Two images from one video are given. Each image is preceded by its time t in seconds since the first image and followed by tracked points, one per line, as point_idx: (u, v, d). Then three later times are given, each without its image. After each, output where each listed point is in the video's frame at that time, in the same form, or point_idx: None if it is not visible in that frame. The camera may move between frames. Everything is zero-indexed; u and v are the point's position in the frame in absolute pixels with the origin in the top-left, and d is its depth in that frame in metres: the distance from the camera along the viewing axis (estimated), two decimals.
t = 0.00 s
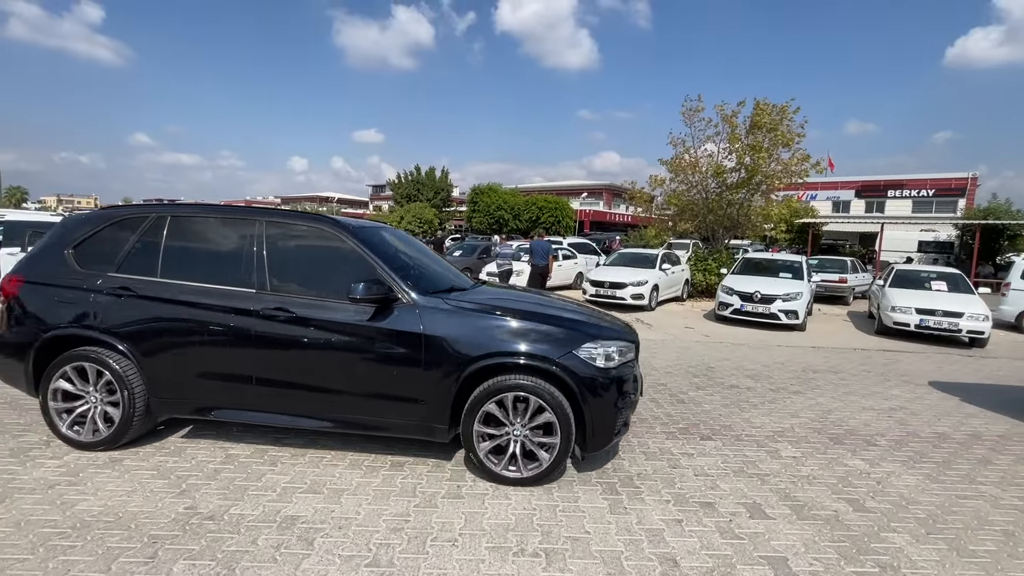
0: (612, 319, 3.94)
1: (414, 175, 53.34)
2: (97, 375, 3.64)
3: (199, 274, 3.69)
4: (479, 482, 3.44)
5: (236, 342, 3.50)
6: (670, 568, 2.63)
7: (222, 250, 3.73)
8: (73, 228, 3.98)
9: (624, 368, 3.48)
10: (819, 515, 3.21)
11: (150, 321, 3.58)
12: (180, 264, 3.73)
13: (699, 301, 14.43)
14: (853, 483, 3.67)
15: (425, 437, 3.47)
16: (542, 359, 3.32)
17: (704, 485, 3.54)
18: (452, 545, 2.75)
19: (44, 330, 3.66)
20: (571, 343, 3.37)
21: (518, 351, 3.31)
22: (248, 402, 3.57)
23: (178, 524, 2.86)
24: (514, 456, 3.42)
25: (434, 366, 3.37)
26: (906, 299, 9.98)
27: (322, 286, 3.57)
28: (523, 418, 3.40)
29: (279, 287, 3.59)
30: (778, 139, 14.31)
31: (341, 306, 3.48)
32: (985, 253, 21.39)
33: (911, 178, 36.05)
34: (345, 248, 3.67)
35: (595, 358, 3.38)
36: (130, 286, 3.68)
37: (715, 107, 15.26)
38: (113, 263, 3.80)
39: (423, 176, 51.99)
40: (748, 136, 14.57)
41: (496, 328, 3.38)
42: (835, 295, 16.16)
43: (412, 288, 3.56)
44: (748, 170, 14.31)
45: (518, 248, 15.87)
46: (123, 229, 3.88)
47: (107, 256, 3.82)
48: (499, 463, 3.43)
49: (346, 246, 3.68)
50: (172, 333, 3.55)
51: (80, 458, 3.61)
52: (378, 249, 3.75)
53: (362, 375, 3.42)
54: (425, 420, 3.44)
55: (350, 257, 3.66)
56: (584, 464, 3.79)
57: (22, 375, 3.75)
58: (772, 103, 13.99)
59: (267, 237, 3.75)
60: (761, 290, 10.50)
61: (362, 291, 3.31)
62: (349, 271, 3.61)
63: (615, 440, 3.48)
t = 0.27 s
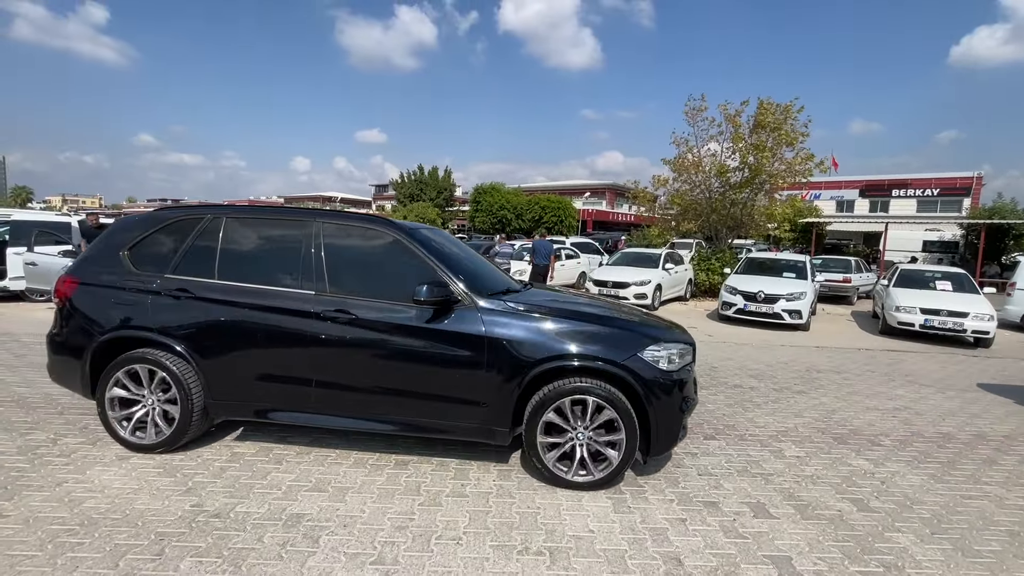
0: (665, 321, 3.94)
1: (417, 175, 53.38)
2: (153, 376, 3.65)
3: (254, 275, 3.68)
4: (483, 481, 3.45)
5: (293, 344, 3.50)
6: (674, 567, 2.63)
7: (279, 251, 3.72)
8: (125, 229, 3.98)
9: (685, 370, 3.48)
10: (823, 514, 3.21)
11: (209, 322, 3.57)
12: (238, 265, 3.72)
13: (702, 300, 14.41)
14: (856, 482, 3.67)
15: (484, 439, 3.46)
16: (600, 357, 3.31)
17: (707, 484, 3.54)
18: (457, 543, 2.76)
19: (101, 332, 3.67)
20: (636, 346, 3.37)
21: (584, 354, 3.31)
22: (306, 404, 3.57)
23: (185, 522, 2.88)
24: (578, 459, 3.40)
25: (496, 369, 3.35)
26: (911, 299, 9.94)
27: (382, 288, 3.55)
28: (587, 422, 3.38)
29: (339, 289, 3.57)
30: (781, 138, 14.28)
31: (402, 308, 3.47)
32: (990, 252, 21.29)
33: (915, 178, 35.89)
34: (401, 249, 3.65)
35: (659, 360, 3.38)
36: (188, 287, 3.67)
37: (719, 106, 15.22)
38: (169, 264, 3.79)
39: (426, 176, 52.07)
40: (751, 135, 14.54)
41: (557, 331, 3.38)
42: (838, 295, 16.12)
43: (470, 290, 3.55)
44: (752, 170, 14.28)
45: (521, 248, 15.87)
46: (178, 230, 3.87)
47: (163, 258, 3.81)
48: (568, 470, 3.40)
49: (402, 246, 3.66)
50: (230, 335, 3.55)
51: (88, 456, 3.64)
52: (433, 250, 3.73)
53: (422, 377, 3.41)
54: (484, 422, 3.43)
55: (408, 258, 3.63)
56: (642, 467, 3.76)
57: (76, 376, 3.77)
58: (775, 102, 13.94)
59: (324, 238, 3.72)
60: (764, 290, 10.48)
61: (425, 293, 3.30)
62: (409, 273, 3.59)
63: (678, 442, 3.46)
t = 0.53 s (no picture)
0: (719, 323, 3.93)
1: (417, 173, 53.33)
2: (209, 379, 3.64)
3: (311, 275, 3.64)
4: (485, 479, 3.46)
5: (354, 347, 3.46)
6: (676, 565, 2.64)
7: (337, 252, 3.68)
8: (178, 230, 3.96)
9: (749, 371, 3.46)
10: (824, 512, 3.22)
11: (267, 324, 3.54)
12: (295, 267, 3.68)
13: (702, 298, 14.41)
14: (857, 480, 3.67)
15: (547, 441, 3.43)
16: (668, 360, 3.29)
17: (708, 482, 3.55)
18: (459, 541, 2.77)
19: (157, 335, 3.65)
20: (704, 348, 3.35)
21: (652, 357, 3.29)
22: (367, 407, 3.54)
23: (188, 520, 2.89)
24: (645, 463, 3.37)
25: (562, 372, 3.33)
26: (912, 297, 9.94)
27: (443, 289, 3.52)
28: (653, 423, 3.36)
29: (400, 291, 3.54)
30: (782, 136, 14.25)
31: (466, 310, 3.44)
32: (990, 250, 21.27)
33: (916, 175, 35.82)
34: (461, 251, 3.63)
35: (726, 361, 3.36)
36: (245, 289, 3.63)
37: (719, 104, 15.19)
38: (224, 265, 3.76)
39: (426, 174, 52.05)
40: (752, 133, 14.51)
41: (624, 333, 3.36)
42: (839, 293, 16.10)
43: (533, 292, 3.53)
44: (752, 168, 14.26)
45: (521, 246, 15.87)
46: (233, 232, 3.84)
47: (219, 260, 3.78)
48: (637, 474, 3.36)
49: (463, 248, 3.64)
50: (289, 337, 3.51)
51: (91, 454, 3.65)
52: (492, 251, 3.70)
53: (486, 380, 3.38)
54: (549, 425, 3.40)
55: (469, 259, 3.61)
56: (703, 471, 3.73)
57: (129, 380, 3.74)
58: (776, 100, 13.91)
59: (382, 239, 3.69)
60: (765, 289, 10.48)
61: (493, 295, 3.28)
62: (470, 274, 3.56)
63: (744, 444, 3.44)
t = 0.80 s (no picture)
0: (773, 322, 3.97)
1: (415, 170, 53.20)
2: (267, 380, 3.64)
3: (369, 275, 3.62)
4: (484, 475, 3.49)
5: (418, 348, 3.45)
6: (672, 559, 2.67)
7: (395, 251, 3.66)
8: (233, 229, 3.94)
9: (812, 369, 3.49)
10: (818, 506, 3.25)
11: (328, 325, 3.52)
12: (354, 267, 3.66)
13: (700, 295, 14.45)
14: (852, 475, 3.71)
15: (547, 434, 3.46)
16: (736, 361, 3.31)
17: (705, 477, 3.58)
18: (458, 536, 2.79)
19: (216, 335, 3.64)
20: (769, 348, 3.38)
21: (721, 358, 3.31)
22: (419, 406, 3.54)
23: (188, 517, 2.91)
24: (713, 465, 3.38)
25: (628, 372, 3.33)
26: (908, 293, 9.99)
27: (506, 289, 3.51)
28: (717, 424, 3.37)
29: (461, 290, 3.52)
30: (779, 133, 14.26)
31: (530, 310, 3.43)
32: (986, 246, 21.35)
33: (913, 172, 35.89)
34: (523, 250, 3.61)
35: (791, 361, 3.39)
36: (305, 289, 3.61)
37: (716, 101, 15.18)
38: (283, 265, 3.74)
39: (424, 171, 51.93)
40: (749, 130, 14.51)
41: (685, 332, 3.37)
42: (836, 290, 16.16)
43: (597, 293, 3.52)
44: (749, 165, 14.27)
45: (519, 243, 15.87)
46: (290, 232, 3.82)
47: (277, 260, 3.76)
48: (705, 476, 3.37)
49: (524, 247, 3.62)
50: (351, 337, 3.50)
51: (90, 452, 3.67)
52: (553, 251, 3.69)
53: (549, 381, 3.38)
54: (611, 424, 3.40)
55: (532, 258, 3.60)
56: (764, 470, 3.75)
57: (186, 382, 3.74)
58: (773, 97, 13.90)
59: (443, 238, 3.67)
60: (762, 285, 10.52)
61: (561, 297, 3.28)
62: (533, 274, 3.55)
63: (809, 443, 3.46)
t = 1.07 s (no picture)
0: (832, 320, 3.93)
1: (412, 165, 53.02)
2: (326, 381, 3.59)
3: (428, 273, 3.59)
4: (480, 471, 3.49)
5: (482, 347, 3.42)
6: (667, 553, 2.68)
7: (454, 250, 3.62)
8: (287, 228, 3.90)
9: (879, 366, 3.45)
10: (813, 500, 3.27)
11: (389, 324, 3.49)
12: (415, 265, 3.63)
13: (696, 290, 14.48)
14: (846, 468, 3.73)
15: (548, 429, 3.47)
16: (805, 360, 3.27)
17: (700, 472, 3.59)
18: (453, 532, 2.80)
19: (272, 336, 3.60)
20: (839, 346, 3.34)
21: (790, 357, 3.27)
22: (480, 406, 3.52)
23: (183, 514, 2.90)
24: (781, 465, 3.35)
25: (696, 370, 3.30)
26: (903, 287, 10.02)
27: (570, 288, 3.49)
28: (786, 423, 3.34)
29: (524, 289, 3.49)
30: (775, 128, 14.25)
31: (595, 309, 3.41)
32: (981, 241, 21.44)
33: (909, 166, 35.96)
34: (586, 248, 3.59)
35: (860, 359, 3.34)
36: (366, 288, 3.57)
37: (713, 95, 15.14)
38: (341, 264, 3.70)
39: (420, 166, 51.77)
40: (745, 125, 14.50)
41: (751, 331, 3.34)
42: (832, 284, 16.20)
43: (662, 292, 3.50)
44: (746, 160, 14.27)
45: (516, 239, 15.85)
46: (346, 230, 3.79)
47: (334, 259, 3.72)
48: (774, 475, 3.34)
49: (587, 245, 3.59)
50: (411, 338, 3.47)
51: (84, 449, 3.65)
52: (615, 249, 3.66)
53: (611, 381, 3.36)
54: (677, 424, 3.39)
55: (594, 257, 3.57)
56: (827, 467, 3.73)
57: (243, 383, 3.69)
58: (769, 91, 13.88)
59: (504, 236, 3.64)
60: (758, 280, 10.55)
61: (632, 297, 3.26)
62: (597, 273, 3.53)
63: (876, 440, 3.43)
